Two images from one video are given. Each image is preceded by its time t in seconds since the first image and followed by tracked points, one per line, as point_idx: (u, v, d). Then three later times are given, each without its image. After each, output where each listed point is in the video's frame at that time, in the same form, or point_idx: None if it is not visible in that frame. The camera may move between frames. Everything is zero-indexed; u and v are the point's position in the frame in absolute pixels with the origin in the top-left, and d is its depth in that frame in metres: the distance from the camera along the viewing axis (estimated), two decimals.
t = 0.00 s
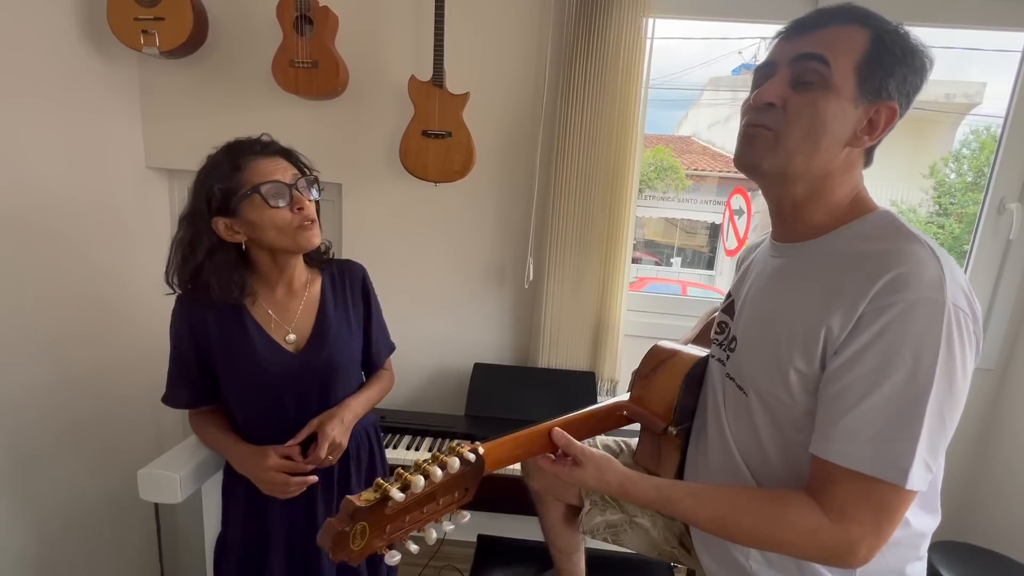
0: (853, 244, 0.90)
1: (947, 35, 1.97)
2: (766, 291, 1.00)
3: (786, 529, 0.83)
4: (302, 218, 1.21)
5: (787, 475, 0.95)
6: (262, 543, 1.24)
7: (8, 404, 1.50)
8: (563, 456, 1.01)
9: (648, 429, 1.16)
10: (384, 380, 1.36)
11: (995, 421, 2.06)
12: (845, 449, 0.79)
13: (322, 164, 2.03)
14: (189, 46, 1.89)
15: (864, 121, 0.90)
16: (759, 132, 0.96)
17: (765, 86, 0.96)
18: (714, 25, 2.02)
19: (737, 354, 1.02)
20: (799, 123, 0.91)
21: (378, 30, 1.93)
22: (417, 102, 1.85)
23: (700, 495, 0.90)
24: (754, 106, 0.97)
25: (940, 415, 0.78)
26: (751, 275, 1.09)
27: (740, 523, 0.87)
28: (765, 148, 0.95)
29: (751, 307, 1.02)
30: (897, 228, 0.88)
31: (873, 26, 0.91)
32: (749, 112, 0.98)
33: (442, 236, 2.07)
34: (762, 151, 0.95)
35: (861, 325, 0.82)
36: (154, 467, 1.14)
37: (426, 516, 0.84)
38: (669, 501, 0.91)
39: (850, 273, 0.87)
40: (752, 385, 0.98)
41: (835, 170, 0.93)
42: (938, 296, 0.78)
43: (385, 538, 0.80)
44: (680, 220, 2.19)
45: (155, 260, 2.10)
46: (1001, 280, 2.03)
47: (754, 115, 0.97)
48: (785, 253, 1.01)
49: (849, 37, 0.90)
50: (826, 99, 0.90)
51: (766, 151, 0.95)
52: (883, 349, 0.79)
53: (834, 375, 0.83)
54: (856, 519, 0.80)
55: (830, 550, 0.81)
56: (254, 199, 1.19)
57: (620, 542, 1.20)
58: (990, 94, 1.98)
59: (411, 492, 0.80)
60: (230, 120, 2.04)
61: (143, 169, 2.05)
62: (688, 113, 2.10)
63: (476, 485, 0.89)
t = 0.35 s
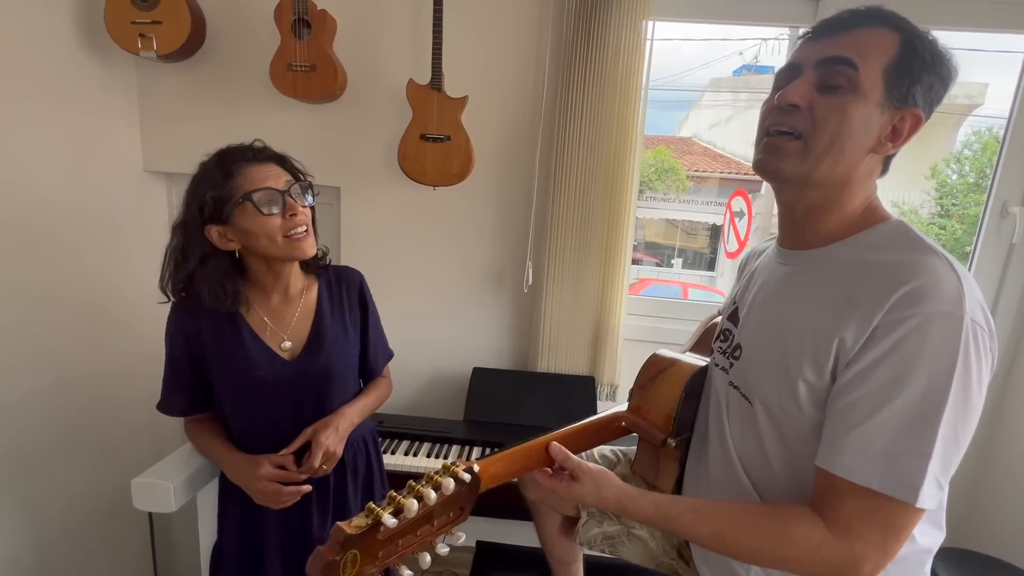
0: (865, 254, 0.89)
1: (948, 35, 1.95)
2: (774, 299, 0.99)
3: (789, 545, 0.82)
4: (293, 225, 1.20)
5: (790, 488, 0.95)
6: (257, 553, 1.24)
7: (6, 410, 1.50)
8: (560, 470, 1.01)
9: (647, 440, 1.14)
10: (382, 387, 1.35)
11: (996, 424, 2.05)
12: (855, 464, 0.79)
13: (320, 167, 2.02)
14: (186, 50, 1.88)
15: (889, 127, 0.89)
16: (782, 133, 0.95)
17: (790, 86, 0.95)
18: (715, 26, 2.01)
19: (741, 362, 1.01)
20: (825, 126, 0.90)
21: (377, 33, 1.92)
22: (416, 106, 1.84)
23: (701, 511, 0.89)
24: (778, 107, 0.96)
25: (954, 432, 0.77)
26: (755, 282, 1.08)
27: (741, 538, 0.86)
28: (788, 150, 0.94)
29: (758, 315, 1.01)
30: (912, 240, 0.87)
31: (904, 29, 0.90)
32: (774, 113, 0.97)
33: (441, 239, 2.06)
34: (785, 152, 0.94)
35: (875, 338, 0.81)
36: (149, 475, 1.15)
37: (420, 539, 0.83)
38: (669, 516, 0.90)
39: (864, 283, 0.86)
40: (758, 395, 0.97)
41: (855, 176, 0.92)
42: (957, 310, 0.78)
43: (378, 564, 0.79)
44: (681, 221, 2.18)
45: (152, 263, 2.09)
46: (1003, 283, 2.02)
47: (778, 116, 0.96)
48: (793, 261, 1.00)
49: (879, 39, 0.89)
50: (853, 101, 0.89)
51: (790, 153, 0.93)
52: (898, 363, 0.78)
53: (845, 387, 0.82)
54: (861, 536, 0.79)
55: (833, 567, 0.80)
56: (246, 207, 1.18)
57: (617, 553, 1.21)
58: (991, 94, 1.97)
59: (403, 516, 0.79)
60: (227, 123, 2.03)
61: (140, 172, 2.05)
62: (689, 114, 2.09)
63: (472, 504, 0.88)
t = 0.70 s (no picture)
0: (870, 257, 0.88)
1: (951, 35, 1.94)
2: (779, 302, 0.98)
3: (794, 551, 0.81)
4: (291, 227, 1.19)
5: (795, 493, 0.94)
6: (256, 556, 1.23)
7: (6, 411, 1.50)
8: (563, 472, 1.00)
9: (649, 443, 1.13)
10: (382, 390, 1.34)
11: (1001, 427, 2.03)
12: (860, 469, 0.78)
13: (320, 168, 2.02)
14: (186, 50, 1.88)
15: (891, 129, 0.88)
16: (779, 141, 0.95)
17: (786, 94, 0.95)
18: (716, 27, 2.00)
19: (746, 365, 1.00)
20: (821, 133, 0.90)
21: (377, 34, 1.91)
22: (416, 107, 1.84)
23: (704, 515, 0.88)
24: (775, 116, 0.96)
25: (959, 438, 0.76)
26: (760, 285, 1.08)
27: (745, 543, 0.85)
28: (784, 157, 0.94)
29: (762, 318, 1.01)
30: (918, 244, 0.86)
31: (902, 30, 0.88)
32: (771, 122, 0.97)
33: (442, 241, 2.05)
34: (783, 160, 0.94)
35: (880, 342, 0.80)
36: (147, 477, 1.14)
37: (424, 541, 0.82)
38: (672, 520, 0.90)
39: (869, 287, 0.85)
40: (762, 399, 0.96)
41: (859, 180, 0.91)
42: (964, 315, 0.77)
43: (382, 567, 0.79)
44: (683, 222, 2.17)
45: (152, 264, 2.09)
46: (1006, 285, 2.01)
47: (775, 124, 0.96)
48: (797, 264, 0.99)
49: (874, 42, 0.88)
50: (850, 107, 0.88)
51: (787, 160, 0.94)
52: (902, 367, 0.77)
53: (850, 391, 0.82)
54: (866, 541, 0.78)
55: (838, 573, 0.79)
56: (243, 208, 1.17)
57: (619, 555, 1.19)
58: (995, 95, 1.96)
59: (407, 520, 0.78)
60: (228, 124, 2.03)
61: (141, 173, 2.04)
62: (691, 115, 2.08)
63: (475, 507, 0.87)
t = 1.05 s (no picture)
0: (865, 260, 0.88)
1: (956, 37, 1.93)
2: (774, 306, 0.98)
3: (788, 553, 0.81)
4: (289, 235, 1.19)
5: (793, 496, 0.94)
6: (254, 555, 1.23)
7: (8, 410, 1.50)
8: (562, 469, 1.00)
9: (650, 442, 1.13)
10: (381, 393, 1.34)
11: (1005, 430, 2.02)
12: (853, 472, 0.78)
13: (321, 169, 2.02)
14: (188, 52, 1.88)
15: (833, 137, 0.87)
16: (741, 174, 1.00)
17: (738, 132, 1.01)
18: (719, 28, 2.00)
19: (744, 368, 1.00)
20: (762, 164, 0.94)
21: (378, 35, 1.91)
22: (417, 108, 1.84)
23: (700, 516, 0.88)
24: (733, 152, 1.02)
25: (952, 443, 0.76)
26: (758, 288, 1.07)
27: (741, 545, 0.85)
28: (747, 188, 0.99)
29: (758, 321, 1.00)
30: (913, 248, 0.86)
31: (817, 45, 0.89)
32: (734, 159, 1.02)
33: (442, 242, 2.05)
34: (746, 192, 0.99)
35: (873, 346, 0.80)
36: (146, 478, 1.15)
37: (422, 529, 0.82)
38: (668, 520, 0.89)
39: (863, 291, 0.85)
40: (759, 401, 0.96)
41: (825, 191, 0.90)
42: (956, 321, 0.77)
43: (380, 552, 0.79)
44: (685, 223, 2.17)
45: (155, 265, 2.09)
46: (1011, 287, 2.00)
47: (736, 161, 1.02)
48: (793, 267, 0.98)
49: (790, 69, 0.91)
50: (780, 134, 0.91)
51: (749, 190, 0.98)
52: (895, 372, 0.77)
53: (843, 395, 0.81)
54: (860, 545, 0.77)
55: None
56: (242, 214, 1.18)
57: (618, 556, 1.19)
58: (999, 96, 1.95)
59: (407, 506, 0.78)
60: (230, 125, 2.03)
61: (143, 174, 2.05)
62: (693, 117, 2.07)
63: (474, 497, 0.87)
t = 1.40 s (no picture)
0: (859, 267, 0.87)
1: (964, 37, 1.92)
2: (770, 313, 0.97)
3: (791, 566, 0.80)
4: (300, 238, 1.19)
5: (794, 504, 0.93)
6: (257, 558, 1.24)
7: (14, 409, 1.51)
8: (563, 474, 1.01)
9: (653, 447, 1.14)
10: (386, 395, 1.35)
11: (1013, 432, 2.01)
12: (851, 484, 0.77)
13: (326, 170, 2.02)
14: (194, 53, 1.89)
15: (791, 131, 0.89)
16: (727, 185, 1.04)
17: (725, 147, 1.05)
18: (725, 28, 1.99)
19: (743, 377, 0.99)
20: (736, 166, 0.97)
21: (383, 36, 1.92)
22: (421, 108, 1.84)
23: (701, 525, 0.88)
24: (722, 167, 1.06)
25: (951, 453, 0.76)
26: (757, 295, 1.06)
27: (741, 555, 0.85)
28: (732, 196, 1.01)
29: (755, 330, 1.00)
30: (905, 252, 0.85)
31: (775, 57, 0.94)
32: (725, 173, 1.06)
33: (447, 242, 2.05)
34: (731, 201, 1.02)
35: (867, 356, 0.80)
36: (151, 478, 1.15)
37: (422, 536, 0.82)
38: (668, 529, 0.89)
39: (857, 299, 0.84)
40: (758, 412, 0.96)
41: (796, 185, 0.91)
42: (950, 328, 0.76)
43: (379, 560, 0.78)
44: (689, 223, 2.16)
45: (160, 264, 2.10)
46: (1017, 288, 1.99)
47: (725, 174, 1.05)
48: (789, 275, 0.98)
49: (754, 80, 0.96)
50: (746, 137, 0.95)
51: (732, 198, 1.01)
52: (890, 382, 0.77)
53: (840, 405, 0.81)
54: (862, 560, 0.77)
55: None
56: (255, 216, 1.18)
57: (620, 559, 1.18)
58: (1006, 97, 1.94)
59: (405, 513, 0.78)
60: (235, 125, 2.03)
61: (149, 174, 2.05)
62: (698, 117, 2.07)
63: (474, 503, 0.87)
